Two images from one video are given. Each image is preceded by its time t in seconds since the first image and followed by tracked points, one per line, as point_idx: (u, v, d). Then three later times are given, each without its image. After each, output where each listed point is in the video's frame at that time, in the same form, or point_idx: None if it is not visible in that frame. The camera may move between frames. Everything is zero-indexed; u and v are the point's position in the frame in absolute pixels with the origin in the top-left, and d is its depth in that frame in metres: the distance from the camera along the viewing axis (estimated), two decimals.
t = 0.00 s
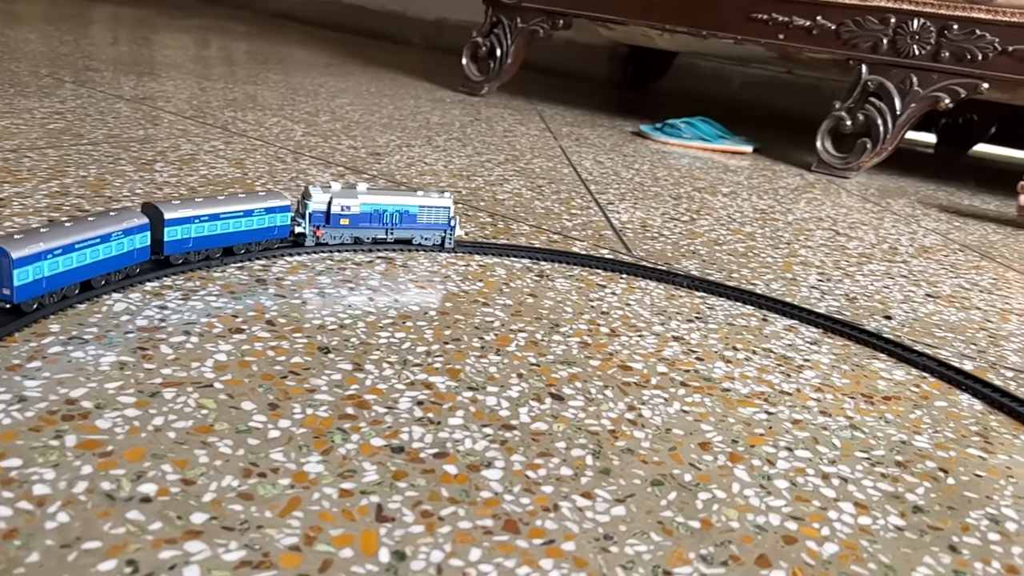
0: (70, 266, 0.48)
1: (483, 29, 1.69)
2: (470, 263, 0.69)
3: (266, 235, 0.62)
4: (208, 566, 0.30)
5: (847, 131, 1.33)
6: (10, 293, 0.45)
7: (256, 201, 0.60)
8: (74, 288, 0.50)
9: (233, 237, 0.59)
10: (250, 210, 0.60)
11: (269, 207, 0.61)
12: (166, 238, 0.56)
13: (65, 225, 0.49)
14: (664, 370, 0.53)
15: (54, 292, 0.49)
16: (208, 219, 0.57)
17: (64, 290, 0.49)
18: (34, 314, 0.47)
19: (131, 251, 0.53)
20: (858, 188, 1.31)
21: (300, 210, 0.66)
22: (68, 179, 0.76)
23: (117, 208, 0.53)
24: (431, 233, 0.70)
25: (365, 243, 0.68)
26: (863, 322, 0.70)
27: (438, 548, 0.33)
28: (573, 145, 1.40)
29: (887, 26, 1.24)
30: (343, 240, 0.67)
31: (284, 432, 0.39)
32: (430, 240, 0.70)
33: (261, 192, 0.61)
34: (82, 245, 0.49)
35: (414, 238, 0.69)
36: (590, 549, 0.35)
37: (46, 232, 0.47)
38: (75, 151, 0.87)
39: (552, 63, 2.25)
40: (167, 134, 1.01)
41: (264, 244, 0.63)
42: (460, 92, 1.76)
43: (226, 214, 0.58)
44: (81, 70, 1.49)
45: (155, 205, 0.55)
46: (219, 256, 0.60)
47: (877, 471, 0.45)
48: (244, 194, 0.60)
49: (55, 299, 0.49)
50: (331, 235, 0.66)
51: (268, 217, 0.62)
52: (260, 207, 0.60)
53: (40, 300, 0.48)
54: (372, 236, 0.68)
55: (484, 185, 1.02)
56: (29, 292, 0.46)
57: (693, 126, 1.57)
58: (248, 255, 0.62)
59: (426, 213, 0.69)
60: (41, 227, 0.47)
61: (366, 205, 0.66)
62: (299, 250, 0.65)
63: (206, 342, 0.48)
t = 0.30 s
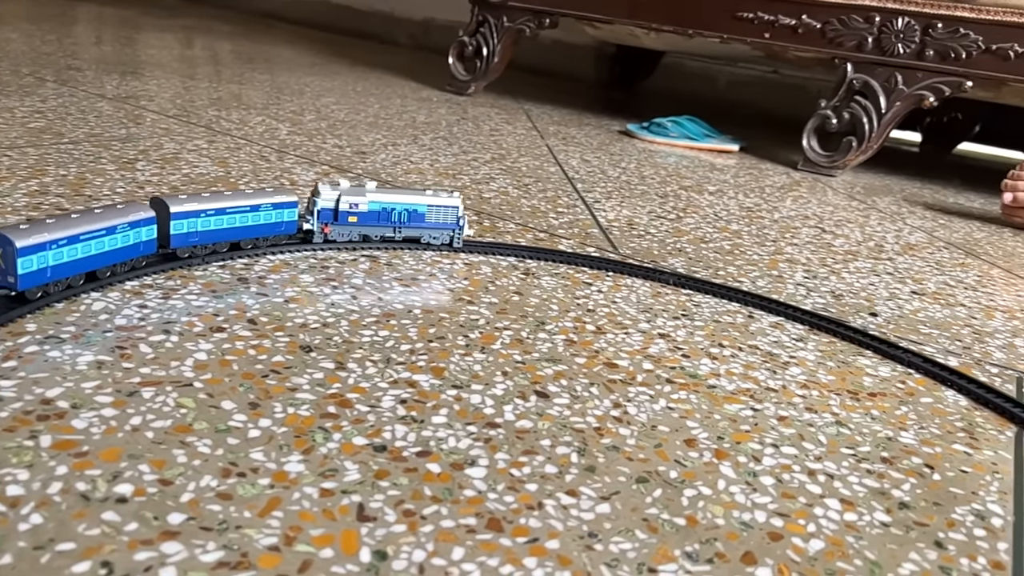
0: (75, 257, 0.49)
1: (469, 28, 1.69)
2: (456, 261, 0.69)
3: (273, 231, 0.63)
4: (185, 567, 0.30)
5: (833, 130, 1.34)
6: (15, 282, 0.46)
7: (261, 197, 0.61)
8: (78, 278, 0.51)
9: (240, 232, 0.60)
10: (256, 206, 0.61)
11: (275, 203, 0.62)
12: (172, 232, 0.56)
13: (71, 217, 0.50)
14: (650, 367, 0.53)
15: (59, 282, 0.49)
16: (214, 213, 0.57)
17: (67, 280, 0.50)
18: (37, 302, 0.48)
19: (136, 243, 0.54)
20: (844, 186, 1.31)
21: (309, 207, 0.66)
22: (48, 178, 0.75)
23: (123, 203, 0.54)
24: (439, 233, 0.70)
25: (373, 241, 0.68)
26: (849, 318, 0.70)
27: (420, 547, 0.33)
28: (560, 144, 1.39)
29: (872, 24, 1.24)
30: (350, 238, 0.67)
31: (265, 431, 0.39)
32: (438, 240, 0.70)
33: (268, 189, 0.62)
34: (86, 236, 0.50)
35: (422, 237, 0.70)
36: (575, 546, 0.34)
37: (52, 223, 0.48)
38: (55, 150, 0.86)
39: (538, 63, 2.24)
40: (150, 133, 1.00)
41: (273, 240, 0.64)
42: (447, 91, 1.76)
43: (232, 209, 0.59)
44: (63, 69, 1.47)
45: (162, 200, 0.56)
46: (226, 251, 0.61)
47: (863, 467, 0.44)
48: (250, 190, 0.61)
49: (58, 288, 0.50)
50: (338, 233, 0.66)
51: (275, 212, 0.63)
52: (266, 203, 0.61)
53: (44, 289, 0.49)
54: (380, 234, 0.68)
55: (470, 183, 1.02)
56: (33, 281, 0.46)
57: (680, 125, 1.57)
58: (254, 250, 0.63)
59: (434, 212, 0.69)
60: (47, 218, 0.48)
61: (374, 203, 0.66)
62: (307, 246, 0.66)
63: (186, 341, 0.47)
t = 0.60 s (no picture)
0: (83, 248, 0.50)
1: (457, 27, 1.68)
2: (443, 259, 0.68)
3: (283, 228, 0.63)
4: (163, 568, 0.29)
5: (820, 127, 1.34)
6: (22, 270, 0.47)
7: (272, 194, 0.62)
8: (87, 269, 0.52)
9: (249, 227, 0.61)
10: (266, 202, 0.61)
11: (286, 200, 0.63)
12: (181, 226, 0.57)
13: (80, 209, 0.51)
14: (637, 365, 0.53)
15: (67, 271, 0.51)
16: (223, 209, 0.59)
17: (77, 270, 0.52)
18: (45, 291, 0.50)
19: (146, 236, 0.55)
20: (831, 184, 1.32)
21: (322, 204, 0.67)
22: (30, 177, 0.74)
23: (134, 196, 0.55)
24: (450, 232, 0.70)
25: (384, 239, 0.69)
26: (836, 315, 0.70)
27: (403, 547, 0.32)
28: (548, 142, 1.39)
29: (859, 23, 1.25)
30: (361, 236, 0.68)
31: (247, 431, 0.38)
32: (449, 239, 0.71)
33: (279, 185, 0.62)
34: (94, 228, 0.51)
35: (432, 235, 0.70)
36: (560, 545, 0.34)
37: (60, 214, 0.49)
38: (37, 148, 0.85)
39: (526, 62, 2.24)
40: (134, 132, 1.00)
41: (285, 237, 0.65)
42: (435, 90, 1.75)
43: (242, 205, 0.60)
44: (46, 68, 1.46)
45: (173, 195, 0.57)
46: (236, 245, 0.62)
47: (850, 464, 0.44)
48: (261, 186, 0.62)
49: (67, 277, 0.51)
50: (349, 230, 0.67)
51: (286, 210, 0.63)
52: (276, 200, 0.62)
53: (52, 278, 0.50)
54: (390, 232, 0.69)
55: (458, 181, 1.02)
56: (39, 270, 0.48)
57: (668, 123, 1.57)
58: (264, 245, 0.64)
59: (445, 211, 0.69)
60: (56, 210, 0.49)
61: (384, 201, 0.67)
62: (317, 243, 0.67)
63: (168, 340, 0.46)
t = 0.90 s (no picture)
0: (92, 241, 0.52)
1: (446, 27, 1.68)
2: (429, 259, 0.68)
3: (293, 227, 0.65)
4: (141, 572, 0.29)
5: (809, 127, 1.34)
6: (31, 262, 0.49)
7: (285, 192, 0.62)
8: (96, 262, 0.53)
9: (260, 225, 0.62)
10: (277, 201, 0.62)
11: (296, 199, 0.63)
12: (191, 220, 0.59)
13: (93, 203, 0.52)
14: (624, 364, 0.53)
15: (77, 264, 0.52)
16: (234, 205, 0.59)
17: (86, 263, 0.53)
18: (53, 283, 0.51)
19: (156, 232, 0.56)
20: (819, 184, 1.32)
21: (333, 205, 0.68)
22: (12, 177, 0.74)
23: (149, 192, 0.56)
24: (460, 233, 0.70)
25: (394, 240, 0.69)
26: (824, 314, 0.70)
27: (387, 549, 0.32)
28: (537, 142, 1.39)
29: (846, 23, 1.25)
30: (371, 236, 0.68)
31: (229, 432, 0.38)
32: (459, 241, 0.71)
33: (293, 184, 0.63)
34: (104, 223, 0.52)
35: (443, 237, 0.70)
36: (545, 546, 0.34)
37: (73, 208, 0.51)
38: (20, 149, 0.85)
39: (515, 62, 2.24)
40: (119, 132, 0.99)
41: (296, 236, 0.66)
42: (424, 90, 1.74)
43: (253, 203, 0.60)
44: (30, 68, 1.45)
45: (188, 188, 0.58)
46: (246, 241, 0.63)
47: (837, 463, 0.44)
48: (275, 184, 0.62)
49: (76, 270, 0.52)
50: (359, 231, 0.67)
51: (297, 209, 0.64)
52: (288, 198, 0.63)
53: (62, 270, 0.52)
54: (401, 233, 0.69)
55: (446, 181, 1.01)
56: (48, 262, 0.49)
57: (657, 124, 1.57)
58: (274, 243, 0.64)
59: (456, 213, 0.69)
60: (68, 203, 0.51)
61: (395, 202, 0.67)
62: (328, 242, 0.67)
63: (150, 341, 0.46)
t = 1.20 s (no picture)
0: (102, 237, 0.53)
1: (434, 27, 1.67)
2: (416, 259, 0.68)
3: (305, 227, 0.65)
4: None
5: (796, 127, 1.34)
6: (41, 257, 0.50)
7: (296, 193, 0.63)
8: (106, 258, 0.55)
9: (271, 224, 0.63)
10: (287, 201, 0.63)
11: (307, 200, 0.64)
12: (201, 220, 0.60)
13: (102, 200, 0.53)
14: (612, 365, 0.53)
15: (86, 259, 0.53)
16: (244, 205, 0.60)
17: (95, 258, 0.54)
18: (63, 277, 0.52)
19: (166, 228, 0.57)
20: (806, 183, 1.32)
21: (345, 206, 0.68)
22: None
23: (158, 190, 0.57)
24: (471, 236, 0.70)
25: (406, 241, 0.70)
26: (811, 313, 0.70)
27: (370, 553, 0.32)
28: (525, 142, 1.39)
29: (834, 23, 1.25)
30: (382, 237, 0.69)
31: (211, 436, 0.37)
32: (470, 243, 0.71)
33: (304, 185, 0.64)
34: (114, 218, 0.53)
35: (454, 239, 0.70)
36: (531, 549, 0.33)
37: (82, 204, 0.52)
38: (3, 150, 0.84)
39: (503, 62, 2.24)
40: (103, 132, 0.98)
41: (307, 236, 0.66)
42: (412, 90, 1.74)
43: (263, 202, 0.61)
44: (14, 68, 1.43)
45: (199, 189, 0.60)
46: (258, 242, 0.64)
47: (825, 462, 0.44)
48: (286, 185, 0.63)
49: (86, 264, 0.54)
50: (370, 232, 0.68)
51: (308, 209, 0.65)
52: (299, 199, 0.64)
53: (71, 265, 0.53)
54: (412, 235, 0.69)
55: (434, 181, 1.01)
56: (58, 257, 0.50)
57: (646, 123, 1.57)
58: (285, 242, 0.65)
59: (467, 215, 0.69)
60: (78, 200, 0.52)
61: (406, 203, 0.68)
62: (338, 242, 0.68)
63: (132, 345, 0.45)
